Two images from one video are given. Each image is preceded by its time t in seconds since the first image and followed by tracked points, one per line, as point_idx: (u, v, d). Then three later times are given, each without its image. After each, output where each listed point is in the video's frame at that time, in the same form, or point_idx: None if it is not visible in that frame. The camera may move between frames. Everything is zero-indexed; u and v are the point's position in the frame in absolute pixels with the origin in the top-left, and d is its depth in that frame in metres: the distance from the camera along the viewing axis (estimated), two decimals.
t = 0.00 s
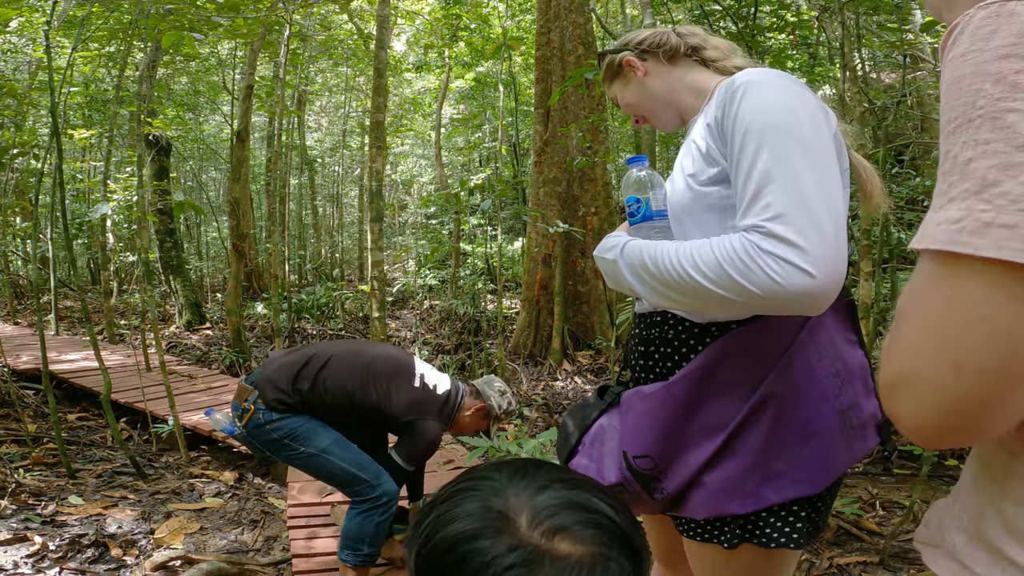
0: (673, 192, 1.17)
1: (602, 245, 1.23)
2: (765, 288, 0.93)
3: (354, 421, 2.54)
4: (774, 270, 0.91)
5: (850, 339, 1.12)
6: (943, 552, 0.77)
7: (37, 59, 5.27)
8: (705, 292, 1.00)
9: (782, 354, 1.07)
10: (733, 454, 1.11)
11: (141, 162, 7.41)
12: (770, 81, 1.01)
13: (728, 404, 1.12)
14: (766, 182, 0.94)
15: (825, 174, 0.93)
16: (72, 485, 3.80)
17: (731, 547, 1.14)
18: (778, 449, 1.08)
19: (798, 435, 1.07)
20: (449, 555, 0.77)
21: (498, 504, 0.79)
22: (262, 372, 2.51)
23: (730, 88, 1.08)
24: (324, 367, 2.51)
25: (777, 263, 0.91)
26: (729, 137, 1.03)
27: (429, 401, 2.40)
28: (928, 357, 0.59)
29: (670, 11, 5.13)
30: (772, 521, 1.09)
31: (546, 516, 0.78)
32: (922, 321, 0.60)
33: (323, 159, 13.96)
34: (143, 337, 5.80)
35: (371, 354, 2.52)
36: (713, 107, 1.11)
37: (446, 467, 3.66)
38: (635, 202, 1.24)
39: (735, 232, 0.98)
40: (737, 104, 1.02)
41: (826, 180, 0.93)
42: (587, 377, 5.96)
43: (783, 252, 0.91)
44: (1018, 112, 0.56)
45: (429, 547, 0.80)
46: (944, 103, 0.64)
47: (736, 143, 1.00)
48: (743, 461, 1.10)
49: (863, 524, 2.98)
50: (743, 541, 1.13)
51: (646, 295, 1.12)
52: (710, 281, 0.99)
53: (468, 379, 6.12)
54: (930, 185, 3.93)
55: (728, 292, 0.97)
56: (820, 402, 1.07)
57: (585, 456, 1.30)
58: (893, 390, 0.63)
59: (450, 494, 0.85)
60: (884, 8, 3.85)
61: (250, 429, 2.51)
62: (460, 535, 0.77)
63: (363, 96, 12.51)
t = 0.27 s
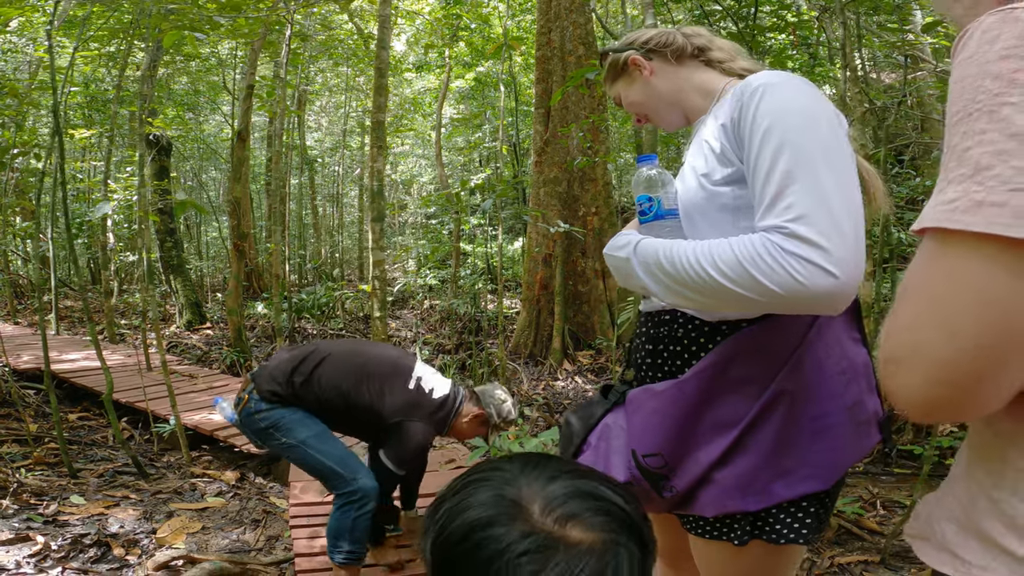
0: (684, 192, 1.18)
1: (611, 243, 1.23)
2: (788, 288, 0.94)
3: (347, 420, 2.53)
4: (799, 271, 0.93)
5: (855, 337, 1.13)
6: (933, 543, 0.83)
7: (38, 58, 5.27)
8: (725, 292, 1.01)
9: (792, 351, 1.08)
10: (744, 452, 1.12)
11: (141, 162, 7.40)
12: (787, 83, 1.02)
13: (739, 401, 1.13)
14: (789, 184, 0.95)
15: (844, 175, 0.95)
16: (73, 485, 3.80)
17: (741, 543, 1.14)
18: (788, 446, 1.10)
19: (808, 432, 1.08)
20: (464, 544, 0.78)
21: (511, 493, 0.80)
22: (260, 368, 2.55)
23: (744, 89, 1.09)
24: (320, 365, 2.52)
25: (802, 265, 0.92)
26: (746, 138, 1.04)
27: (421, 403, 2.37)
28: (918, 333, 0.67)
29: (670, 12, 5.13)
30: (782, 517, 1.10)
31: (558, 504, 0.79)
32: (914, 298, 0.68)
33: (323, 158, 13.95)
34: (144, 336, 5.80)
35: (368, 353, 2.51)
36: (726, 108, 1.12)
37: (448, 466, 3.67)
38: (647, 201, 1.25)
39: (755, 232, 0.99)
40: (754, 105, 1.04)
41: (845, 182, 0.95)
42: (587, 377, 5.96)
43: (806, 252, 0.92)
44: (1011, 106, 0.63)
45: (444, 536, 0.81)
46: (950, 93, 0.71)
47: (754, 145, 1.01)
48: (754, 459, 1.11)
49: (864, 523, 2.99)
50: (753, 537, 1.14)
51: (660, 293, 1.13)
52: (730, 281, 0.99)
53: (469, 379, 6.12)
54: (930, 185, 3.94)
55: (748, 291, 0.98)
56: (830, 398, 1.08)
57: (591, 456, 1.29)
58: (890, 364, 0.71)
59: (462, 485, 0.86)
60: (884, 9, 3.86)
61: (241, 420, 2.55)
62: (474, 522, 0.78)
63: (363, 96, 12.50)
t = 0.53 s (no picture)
0: (695, 187, 1.19)
1: (620, 240, 1.23)
2: (806, 283, 0.95)
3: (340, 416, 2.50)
4: (820, 267, 0.93)
5: (862, 333, 1.14)
6: (934, 536, 0.83)
7: (39, 58, 5.27)
8: (743, 288, 1.01)
9: (802, 348, 1.09)
10: (755, 448, 1.12)
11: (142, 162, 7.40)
12: (799, 84, 1.05)
13: (751, 397, 1.13)
14: (805, 181, 0.97)
15: (860, 173, 0.97)
16: (75, 484, 3.80)
17: (751, 540, 1.14)
18: (799, 442, 1.10)
19: (819, 428, 1.09)
20: (471, 540, 0.77)
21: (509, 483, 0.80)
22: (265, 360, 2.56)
23: (756, 89, 1.11)
24: (320, 359, 2.51)
25: (822, 260, 0.93)
26: (759, 136, 1.06)
27: (413, 403, 2.33)
28: (929, 319, 0.69)
29: (671, 12, 5.13)
30: (792, 514, 1.10)
31: (557, 490, 0.79)
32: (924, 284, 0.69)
33: (324, 158, 13.96)
34: (145, 336, 5.80)
35: (368, 350, 2.49)
36: (735, 108, 1.14)
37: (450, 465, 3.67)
38: (657, 198, 1.24)
39: (772, 229, 1.00)
40: (768, 105, 1.05)
41: (861, 179, 0.97)
42: (588, 376, 5.95)
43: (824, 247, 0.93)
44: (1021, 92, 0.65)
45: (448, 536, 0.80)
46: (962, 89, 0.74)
47: (769, 143, 1.03)
48: (765, 455, 1.11)
49: (865, 523, 2.99)
50: (763, 534, 1.14)
51: (672, 290, 1.13)
52: (748, 276, 1.00)
53: (469, 379, 6.12)
54: (930, 185, 3.94)
55: (766, 287, 0.99)
56: (840, 394, 1.09)
57: (598, 454, 1.29)
58: (898, 349, 0.73)
59: (454, 483, 0.85)
60: (885, 9, 3.85)
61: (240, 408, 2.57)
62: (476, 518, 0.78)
63: (363, 96, 12.50)
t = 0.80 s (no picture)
0: (700, 178, 1.19)
1: (622, 231, 1.22)
2: (816, 274, 0.96)
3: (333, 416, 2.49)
4: (828, 258, 0.94)
5: (865, 323, 1.13)
6: (940, 520, 0.82)
7: (40, 57, 5.27)
8: (750, 279, 1.02)
9: (806, 335, 1.09)
10: (759, 437, 1.12)
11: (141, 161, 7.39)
12: (805, 74, 1.04)
13: (754, 386, 1.14)
14: (814, 172, 0.97)
15: (868, 165, 0.97)
16: (75, 482, 3.80)
17: (755, 532, 1.14)
18: (803, 433, 1.10)
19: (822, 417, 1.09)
20: (471, 530, 0.76)
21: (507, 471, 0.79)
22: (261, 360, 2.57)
23: (760, 79, 1.10)
24: (312, 359, 2.48)
25: (831, 251, 0.94)
26: (766, 127, 1.05)
27: (396, 409, 2.21)
28: (939, 301, 0.70)
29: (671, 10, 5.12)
30: (796, 505, 1.10)
31: (554, 473, 0.79)
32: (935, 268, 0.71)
33: (324, 158, 13.96)
34: (146, 334, 5.80)
35: (359, 351, 2.42)
36: (740, 98, 1.13)
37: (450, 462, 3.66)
38: (662, 187, 1.25)
39: (780, 220, 1.01)
40: (775, 96, 1.04)
41: (868, 169, 0.97)
42: (588, 374, 5.95)
43: (834, 238, 0.94)
44: None
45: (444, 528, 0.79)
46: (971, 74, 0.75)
47: (776, 134, 1.02)
48: (770, 445, 1.11)
49: (867, 520, 2.98)
50: (767, 526, 1.13)
51: (677, 281, 1.13)
52: (757, 268, 1.00)
53: (470, 377, 6.12)
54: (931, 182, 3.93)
55: (774, 278, 0.99)
56: (844, 382, 1.09)
57: (601, 446, 1.27)
58: (915, 327, 0.73)
59: (444, 472, 0.83)
60: (885, 6, 3.84)
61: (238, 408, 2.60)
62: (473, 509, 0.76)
63: (364, 95, 12.50)
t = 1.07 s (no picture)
0: (710, 172, 1.18)
1: (632, 225, 1.21)
2: (825, 273, 0.96)
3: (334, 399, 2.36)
4: (841, 259, 0.94)
5: (865, 316, 1.13)
6: (961, 513, 0.81)
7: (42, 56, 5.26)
8: (762, 277, 1.02)
9: (810, 326, 1.08)
10: (762, 428, 1.12)
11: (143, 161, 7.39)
12: (824, 74, 1.04)
13: (757, 378, 1.13)
14: (830, 173, 0.96)
15: (884, 165, 0.97)
16: (77, 480, 3.80)
17: (756, 524, 1.13)
18: (807, 423, 1.10)
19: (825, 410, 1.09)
20: (480, 523, 0.76)
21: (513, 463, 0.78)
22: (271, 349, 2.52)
23: (778, 75, 1.09)
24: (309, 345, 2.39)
25: (844, 252, 0.94)
26: (783, 125, 1.05)
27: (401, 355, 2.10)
28: (951, 312, 0.70)
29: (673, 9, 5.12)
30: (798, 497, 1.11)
31: (563, 463, 0.79)
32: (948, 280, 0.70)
33: (326, 158, 13.96)
34: (147, 333, 5.80)
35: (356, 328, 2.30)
36: (755, 94, 1.12)
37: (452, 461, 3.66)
38: (672, 181, 1.23)
39: (793, 219, 1.00)
40: (793, 94, 1.04)
41: (884, 172, 0.96)
42: (590, 373, 5.94)
43: (846, 239, 0.94)
44: None
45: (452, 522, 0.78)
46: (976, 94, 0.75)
47: (793, 133, 1.02)
48: (773, 436, 1.11)
49: (869, 519, 2.98)
50: (769, 518, 1.13)
51: (687, 277, 1.12)
52: (768, 266, 1.00)
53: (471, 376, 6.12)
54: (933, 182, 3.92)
55: (785, 277, 0.99)
56: (846, 376, 1.09)
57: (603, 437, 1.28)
58: (933, 337, 0.73)
59: (447, 460, 0.82)
60: (888, 5, 3.84)
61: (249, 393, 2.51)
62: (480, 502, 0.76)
63: (365, 96, 12.50)
